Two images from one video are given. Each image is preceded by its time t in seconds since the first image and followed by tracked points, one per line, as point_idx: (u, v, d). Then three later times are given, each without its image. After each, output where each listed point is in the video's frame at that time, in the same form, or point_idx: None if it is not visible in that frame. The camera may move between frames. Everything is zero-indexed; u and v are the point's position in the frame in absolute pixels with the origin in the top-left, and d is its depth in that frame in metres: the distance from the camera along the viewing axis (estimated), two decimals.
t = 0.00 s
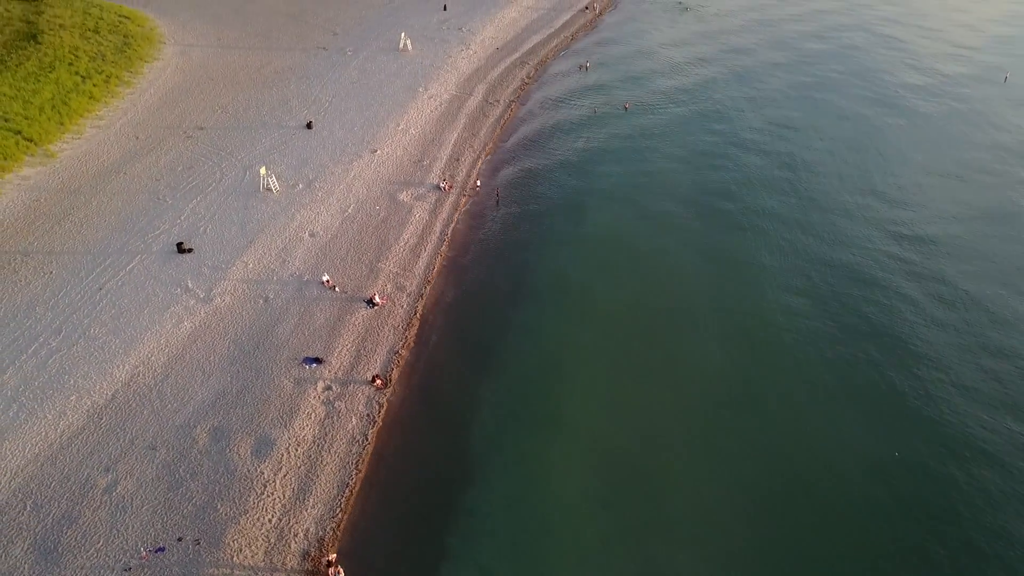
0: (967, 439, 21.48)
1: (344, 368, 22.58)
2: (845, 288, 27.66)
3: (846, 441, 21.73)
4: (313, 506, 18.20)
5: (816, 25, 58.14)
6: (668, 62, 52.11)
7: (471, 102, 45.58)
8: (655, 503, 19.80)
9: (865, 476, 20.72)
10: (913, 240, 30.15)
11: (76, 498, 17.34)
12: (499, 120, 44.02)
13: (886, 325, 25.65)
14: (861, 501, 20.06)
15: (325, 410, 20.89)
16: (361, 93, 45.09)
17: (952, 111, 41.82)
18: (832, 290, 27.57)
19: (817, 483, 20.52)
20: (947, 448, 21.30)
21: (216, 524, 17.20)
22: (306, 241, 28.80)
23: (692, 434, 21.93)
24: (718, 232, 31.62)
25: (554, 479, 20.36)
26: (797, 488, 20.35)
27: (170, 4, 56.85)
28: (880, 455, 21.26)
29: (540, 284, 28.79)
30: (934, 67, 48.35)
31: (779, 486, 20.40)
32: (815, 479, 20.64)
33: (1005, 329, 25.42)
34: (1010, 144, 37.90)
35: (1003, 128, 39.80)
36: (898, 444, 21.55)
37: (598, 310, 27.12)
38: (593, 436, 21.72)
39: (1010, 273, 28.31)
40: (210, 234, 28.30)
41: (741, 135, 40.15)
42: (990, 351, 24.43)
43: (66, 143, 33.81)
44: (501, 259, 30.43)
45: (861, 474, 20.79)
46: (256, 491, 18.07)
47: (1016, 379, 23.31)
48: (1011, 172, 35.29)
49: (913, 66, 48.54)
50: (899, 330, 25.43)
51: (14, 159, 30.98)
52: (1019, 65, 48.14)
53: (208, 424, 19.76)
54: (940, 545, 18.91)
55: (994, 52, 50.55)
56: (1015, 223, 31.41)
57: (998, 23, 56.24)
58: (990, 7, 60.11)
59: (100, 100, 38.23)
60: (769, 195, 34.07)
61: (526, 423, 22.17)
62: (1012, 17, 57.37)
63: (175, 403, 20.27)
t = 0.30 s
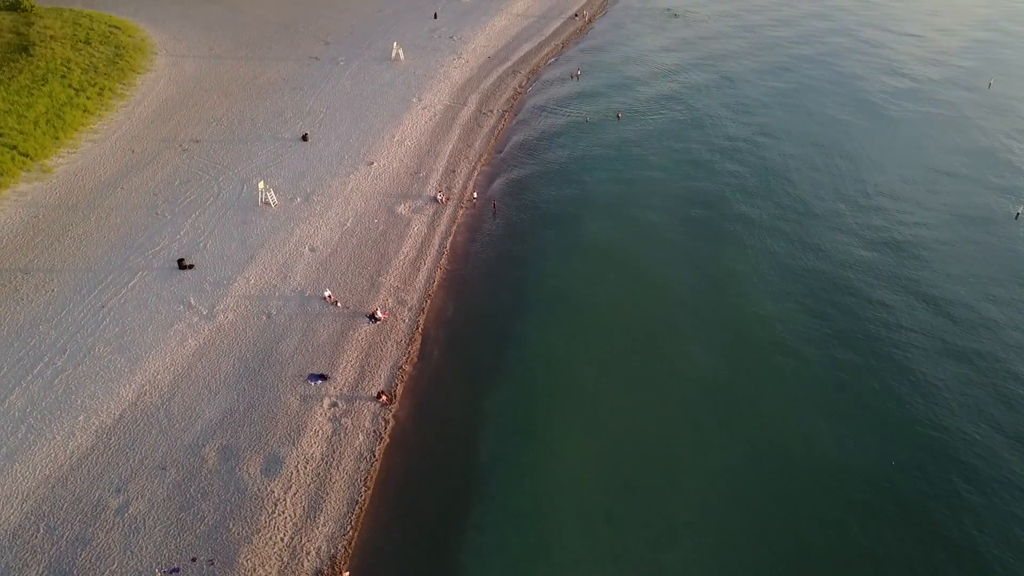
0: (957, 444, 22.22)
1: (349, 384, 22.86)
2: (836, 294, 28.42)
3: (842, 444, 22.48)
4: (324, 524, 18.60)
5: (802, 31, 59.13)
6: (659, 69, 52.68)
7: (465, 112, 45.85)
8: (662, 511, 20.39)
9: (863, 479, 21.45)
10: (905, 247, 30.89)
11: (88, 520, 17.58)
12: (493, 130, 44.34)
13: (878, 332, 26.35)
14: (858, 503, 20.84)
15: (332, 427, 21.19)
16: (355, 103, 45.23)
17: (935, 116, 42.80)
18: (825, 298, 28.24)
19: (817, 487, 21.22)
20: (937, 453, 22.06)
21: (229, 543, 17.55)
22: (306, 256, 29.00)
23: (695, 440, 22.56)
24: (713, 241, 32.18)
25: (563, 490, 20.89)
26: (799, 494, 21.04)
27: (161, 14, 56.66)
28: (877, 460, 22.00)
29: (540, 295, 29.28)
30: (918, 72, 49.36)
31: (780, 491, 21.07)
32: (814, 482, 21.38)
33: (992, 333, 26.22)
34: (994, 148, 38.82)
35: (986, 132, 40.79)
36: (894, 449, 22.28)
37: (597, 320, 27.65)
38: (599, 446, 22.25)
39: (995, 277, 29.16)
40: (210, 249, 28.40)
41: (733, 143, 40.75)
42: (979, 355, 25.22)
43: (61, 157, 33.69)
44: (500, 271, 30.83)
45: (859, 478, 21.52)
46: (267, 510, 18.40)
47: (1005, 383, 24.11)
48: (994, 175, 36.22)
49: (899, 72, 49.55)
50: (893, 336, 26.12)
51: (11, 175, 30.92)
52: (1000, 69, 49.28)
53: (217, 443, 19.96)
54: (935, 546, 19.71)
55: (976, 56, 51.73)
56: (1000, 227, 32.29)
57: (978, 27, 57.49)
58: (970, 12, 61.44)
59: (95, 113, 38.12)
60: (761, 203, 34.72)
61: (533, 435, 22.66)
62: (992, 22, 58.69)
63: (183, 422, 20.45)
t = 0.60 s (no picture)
0: (952, 453, 22.80)
1: (356, 400, 23.18)
2: (836, 304, 28.87)
3: (844, 453, 23.02)
4: (336, 540, 18.99)
5: (795, 38, 59.80)
6: (655, 77, 53.13)
7: (463, 123, 46.15)
8: (670, 520, 20.84)
9: (864, 487, 22.00)
10: (900, 255, 31.48)
11: (103, 539, 17.86)
12: (492, 141, 44.69)
13: (874, 342, 26.90)
14: (861, 510, 21.38)
15: (341, 443, 21.53)
16: (354, 115, 45.48)
17: (929, 123, 43.46)
18: (822, 307, 28.76)
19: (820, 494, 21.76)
20: (934, 462, 22.60)
21: (243, 561, 17.88)
22: (311, 270, 29.27)
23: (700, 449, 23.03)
24: (714, 252, 32.60)
25: (572, 501, 21.28)
26: (802, 501, 21.57)
27: (157, 24, 56.76)
28: (876, 467, 22.59)
29: (542, 306, 29.65)
30: (911, 79, 50.04)
31: (785, 498, 21.58)
32: (818, 490, 21.90)
33: (987, 341, 26.82)
34: (987, 154, 39.45)
35: (979, 138, 41.43)
36: (892, 457, 22.86)
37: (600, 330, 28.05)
38: (606, 457, 22.65)
39: (990, 285, 29.78)
40: (215, 264, 28.61)
41: (729, 152, 41.24)
42: (974, 363, 25.82)
43: (63, 171, 33.84)
44: (502, 283, 31.20)
45: (860, 485, 22.07)
46: (280, 527, 18.72)
47: (1000, 391, 24.69)
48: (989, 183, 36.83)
49: (892, 79, 50.20)
50: (890, 346, 26.68)
51: (14, 190, 31.04)
52: (990, 75, 50.04)
53: (228, 460, 20.20)
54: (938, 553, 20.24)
55: (966, 62, 52.48)
56: (993, 234, 32.93)
57: (968, 33, 58.31)
58: (960, 17, 62.35)
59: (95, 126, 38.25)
60: (758, 212, 35.21)
61: (540, 446, 23.04)
62: (981, 28, 59.57)
63: (194, 439, 20.68)
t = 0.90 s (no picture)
0: (944, 461, 23.32)
1: (359, 414, 23.52)
2: (833, 314, 29.30)
3: (841, 460, 23.54)
4: (342, 555, 19.40)
5: (788, 44, 60.41)
6: (650, 85, 53.56)
7: (460, 133, 46.35)
8: (674, 529, 21.30)
9: (859, 494, 22.55)
10: (893, 264, 32.01)
11: (112, 556, 18.21)
12: (489, 150, 44.92)
13: (868, 352, 27.41)
14: (858, 516, 21.95)
15: (345, 457, 21.90)
16: (352, 125, 45.66)
17: (920, 129, 44.08)
18: (818, 316, 29.25)
19: (816, 501, 22.31)
20: (926, 471, 23.10)
21: None
22: (312, 283, 29.56)
23: (700, 458, 23.49)
24: (712, 263, 32.98)
25: (576, 511, 21.67)
26: (799, 508, 22.12)
27: (153, 32, 56.79)
28: (870, 474, 23.12)
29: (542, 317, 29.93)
30: (901, 85, 50.69)
31: (782, 505, 22.13)
32: (815, 497, 22.45)
33: (978, 348, 27.40)
34: (976, 161, 40.09)
35: (969, 144, 42.08)
36: (885, 465, 23.37)
37: (600, 340, 28.41)
38: (609, 467, 23.05)
39: (980, 292, 30.41)
40: (217, 278, 28.84)
41: (724, 160, 41.70)
42: (966, 371, 26.30)
43: (63, 183, 33.97)
44: (501, 294, 31.54)
45: (857, 492, 22.61)
46: (286, 542, 19.11)
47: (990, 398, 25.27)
48: (978, 190, 37.51)
49: (884, 85, 50.83)
50: (883, 356, 27.19)
51: (14, 203, 31.19)
52: (980, 81, 50.76)
53: (234, 475, 20.53)
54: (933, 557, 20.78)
55: (956, 68, 53.18)
56: (983, 242, 33.52)
57: (958, 39, 59.06)
58: (949, 22, 63.14)
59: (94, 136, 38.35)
60: (754, 221, 35.68)
61: (543, 458, 23.40)
62: (970, 33, 60.38)
63: (199, 454, 20.97)
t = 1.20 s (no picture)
0: (930, 468, 23.88)
1: (357, 427, 23.87)
2: (823, 322, 29.82)
3: (832, 467, 24.10)
4: (341, 568, 19.81)
5: (779, 50, 61.01)
6: (642, 91, 53.95)
7: (454, 141, 46.31)
8: (670, 537, 21.81)
9: (849, 499, 23.13)
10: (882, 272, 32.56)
11: (114, 571, 18.54)
12: (483, 158, 44.99)
13: (857, 360, 27.97)
14: (850, 522, 22.50)
15: (343, 470, 22.28)
16: (346, 133, 45.77)
17: (908, 136, 44.82)
18: (808, 324, 29.78)
19: (806, 506, 22.92)
20: (913, 477, 23.65)
21: None
22: (308, 295, 29.80)
23: (695, 466, 24.00)
24: (705, 272, 33.47)
25: (574, 522, 22.11)
26: (790, 512, 22.74)
27: (146, 39, 56.75)
28: (860, 480, 23.70)
29: (538, 326, 30.31)
30: (890, 91, 51.45)
31: (774, 510, 22.75)
32: (807, 504, 23.02)
33: (963, 355, 28.05)
34: (963, 167, 40.87)
35: (955, 149, 42.85)
36: (874, 471, 23.92)
37: (595, 350, 28.80)
38: (606, 477, 23.49)
39: (965, 298, 31.11)
40: (214, 290, 29.03)
41: (716, 168, 42.12)
42: (953, 380, 26.88)
43: (59, 194, 34.07)
44: (496, 304, 31.90)
45: (848, 498, 23.18)
46: (286, 557, 19.51)
47: (976, 404, 25.96)
48: (964, 196, 38.26)
49: (873, 91, 51.58)
50: (871, 364, 27.76)
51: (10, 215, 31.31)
52: (965, 86, 51.63)
53: (234, 489, 20.87)
54: (921, 562, 21.36)
55: (945, 74, 53.80)
56: (970, 250, 34.12)
57: (945, 44, 60.01)
58: (936, 28, 64.13)
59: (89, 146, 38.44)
60: (745, 229, 36.16)
61: (542, 469, 23.79)
62: (956, 38, 61.38)
63: (199, 468, 21.28)
